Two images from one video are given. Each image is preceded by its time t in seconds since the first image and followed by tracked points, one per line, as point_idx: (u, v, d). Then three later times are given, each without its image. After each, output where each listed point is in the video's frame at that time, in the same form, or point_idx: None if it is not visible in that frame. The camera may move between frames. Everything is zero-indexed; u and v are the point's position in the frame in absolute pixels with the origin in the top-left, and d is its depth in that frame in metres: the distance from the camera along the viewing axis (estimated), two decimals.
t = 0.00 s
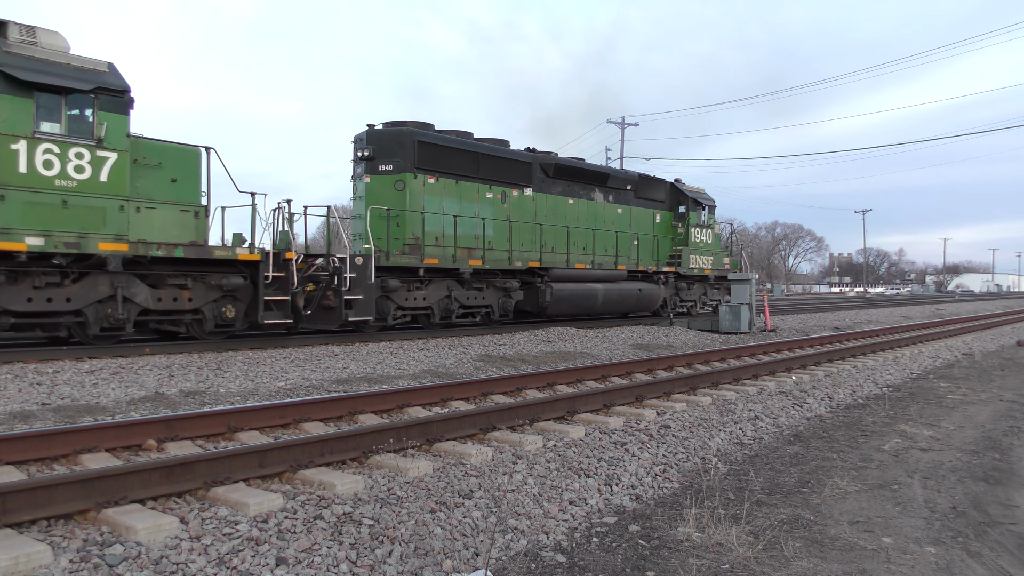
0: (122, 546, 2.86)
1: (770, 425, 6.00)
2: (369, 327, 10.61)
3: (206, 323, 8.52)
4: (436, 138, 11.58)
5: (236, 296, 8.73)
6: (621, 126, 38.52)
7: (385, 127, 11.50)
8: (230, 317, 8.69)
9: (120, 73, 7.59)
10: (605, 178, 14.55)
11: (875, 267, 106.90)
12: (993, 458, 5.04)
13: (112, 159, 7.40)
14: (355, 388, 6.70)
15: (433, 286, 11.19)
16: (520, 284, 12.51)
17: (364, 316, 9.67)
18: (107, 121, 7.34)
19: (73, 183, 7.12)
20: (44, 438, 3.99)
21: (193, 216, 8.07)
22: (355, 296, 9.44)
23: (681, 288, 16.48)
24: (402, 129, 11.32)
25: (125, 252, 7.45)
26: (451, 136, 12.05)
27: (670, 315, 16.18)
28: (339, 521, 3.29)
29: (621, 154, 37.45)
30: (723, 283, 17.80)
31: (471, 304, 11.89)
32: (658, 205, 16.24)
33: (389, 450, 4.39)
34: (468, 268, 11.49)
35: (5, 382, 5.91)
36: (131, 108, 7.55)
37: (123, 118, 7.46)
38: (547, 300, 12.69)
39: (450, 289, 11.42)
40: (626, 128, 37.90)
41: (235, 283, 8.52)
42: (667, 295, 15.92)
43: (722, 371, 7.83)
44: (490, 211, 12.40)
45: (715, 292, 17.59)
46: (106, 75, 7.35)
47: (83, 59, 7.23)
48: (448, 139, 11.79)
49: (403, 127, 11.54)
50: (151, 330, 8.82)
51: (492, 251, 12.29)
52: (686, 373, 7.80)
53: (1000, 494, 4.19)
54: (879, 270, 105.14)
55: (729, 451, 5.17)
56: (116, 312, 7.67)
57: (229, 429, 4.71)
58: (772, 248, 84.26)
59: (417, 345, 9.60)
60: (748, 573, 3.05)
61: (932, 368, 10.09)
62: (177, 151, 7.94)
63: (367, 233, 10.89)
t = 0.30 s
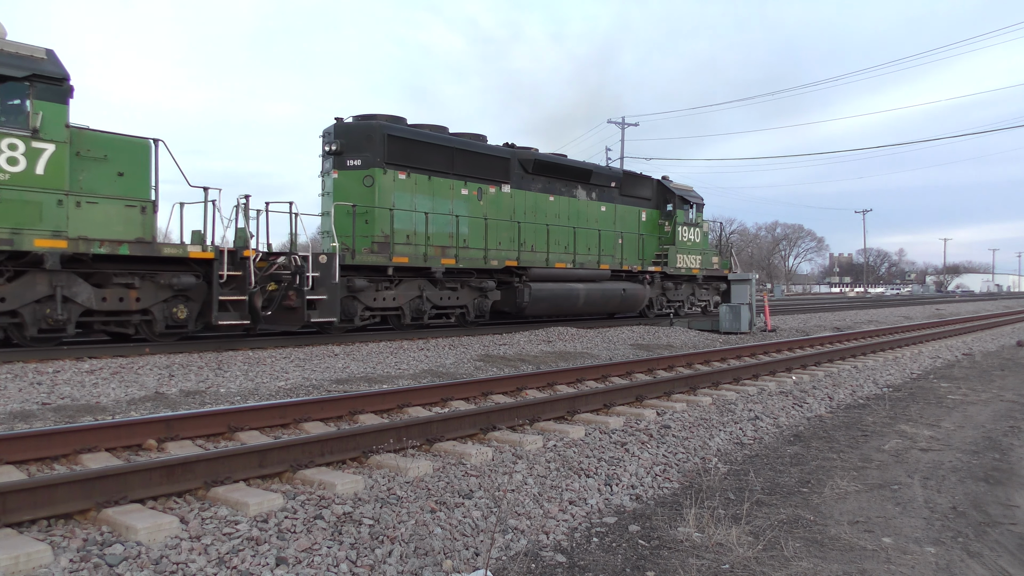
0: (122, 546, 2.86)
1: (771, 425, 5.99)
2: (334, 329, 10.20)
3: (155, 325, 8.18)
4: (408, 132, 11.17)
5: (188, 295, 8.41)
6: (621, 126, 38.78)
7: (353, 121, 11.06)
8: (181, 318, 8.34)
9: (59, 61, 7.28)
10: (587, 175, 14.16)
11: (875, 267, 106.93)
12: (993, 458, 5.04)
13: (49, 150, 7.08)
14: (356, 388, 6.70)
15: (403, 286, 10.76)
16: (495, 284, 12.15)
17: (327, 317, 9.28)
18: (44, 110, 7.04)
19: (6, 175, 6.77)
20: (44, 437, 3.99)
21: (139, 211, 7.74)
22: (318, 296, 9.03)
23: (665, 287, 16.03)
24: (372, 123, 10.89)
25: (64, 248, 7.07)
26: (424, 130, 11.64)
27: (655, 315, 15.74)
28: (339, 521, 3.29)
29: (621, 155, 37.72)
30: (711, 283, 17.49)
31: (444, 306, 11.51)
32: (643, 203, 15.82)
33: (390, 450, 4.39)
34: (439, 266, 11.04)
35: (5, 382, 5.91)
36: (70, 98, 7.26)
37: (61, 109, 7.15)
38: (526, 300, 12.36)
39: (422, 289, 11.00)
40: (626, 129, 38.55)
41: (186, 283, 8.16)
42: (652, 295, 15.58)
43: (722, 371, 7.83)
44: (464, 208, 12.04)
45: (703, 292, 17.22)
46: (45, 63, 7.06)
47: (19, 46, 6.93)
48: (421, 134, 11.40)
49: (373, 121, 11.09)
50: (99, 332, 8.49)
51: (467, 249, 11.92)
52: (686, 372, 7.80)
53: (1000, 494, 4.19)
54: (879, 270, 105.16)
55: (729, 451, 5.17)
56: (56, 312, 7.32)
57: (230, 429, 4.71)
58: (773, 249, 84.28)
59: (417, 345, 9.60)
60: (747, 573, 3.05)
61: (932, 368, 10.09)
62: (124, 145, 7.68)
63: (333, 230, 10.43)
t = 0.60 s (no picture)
0: (122, 546, 2.86)
1: (770, 425, 5.99)
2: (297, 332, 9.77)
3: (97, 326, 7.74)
4: (376, 125, 10.73)
5: (136, 295, 7.91)
6: (621, 126, 38.91)
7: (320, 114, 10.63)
8: (127, 320, 7.89)
9: None
10: (568, 171, 13.71)
11: (875, 267, 106.97)
12: (994, 458, 5.04)
13: None
14: (356, 388, 6.69)
15: (370, 286, 10.30)
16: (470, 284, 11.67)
17: (288, 318, 8.86)
18: None
19: None
20: (44, 437, 3.99)
21: (79, 206, 7.38)
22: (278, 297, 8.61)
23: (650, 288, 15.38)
24: (338, 115, 10.46)
25: None
26: (395, 123, 11.20)
27: (638, 317, 15.11)
28: (339, 521, 3.29)
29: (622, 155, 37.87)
30: (700, 283, 16.77)
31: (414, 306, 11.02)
32: (627, 200, 15.35)
33: (389, 450, 4.39)
34: (408, 265, 10.53)
35: (5, 382, 5.91)
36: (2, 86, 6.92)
37: None
38: (501, 300, 11.89)
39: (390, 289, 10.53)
40: (626, 129, 38.79)
41: (132, 281, 7.71)
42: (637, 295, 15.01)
43: (722, 371, 7.82)
44: (438, 205, 11.60)
45: (691, 292, 16.51)
46: None
47: None
48: (391, 128, 10.95)
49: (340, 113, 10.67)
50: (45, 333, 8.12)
51: (440, 247, 11.41)
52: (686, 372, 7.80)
53: (1000, 494, 4.19)
54: (879, 270, 105.21)
55: (729, 451, 5.17)
56: None
57: (230, 429, 4.71)
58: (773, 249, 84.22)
59: (417, 345, 9.59)
60: (748, 573, 3.05)
61: (932, 368, 10.09)
62: (64, 136, 7.35)
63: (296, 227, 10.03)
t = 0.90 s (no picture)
0: (123, 546, 2.86)
1: (771, 425, 5.99)
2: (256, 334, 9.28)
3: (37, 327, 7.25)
4: (342, 118, 10.14)
5: (77, 295, 7.39)
6: (622, 126, 38.95)
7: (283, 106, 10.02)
8: (69, 321, 7.38)
9: None
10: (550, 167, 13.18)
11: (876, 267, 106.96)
12: (994, 458, 5.04)
13: None
14: (356, 388, 6.69)
15: (335, 286, 9.81)
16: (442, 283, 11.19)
17: (245, 320, 8.41)
18: None
19: None
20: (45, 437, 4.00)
21: (14, 200, 6.92)
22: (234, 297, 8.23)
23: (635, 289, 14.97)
24: (302, 107, 9.86)
25: None
26: (364, 116, 10.62)
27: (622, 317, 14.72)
28: (339, 520, 3.29)
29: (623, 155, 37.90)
30: (687, 283, 16.31)
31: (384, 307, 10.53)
32: (612, 198, 14.86)
33: (389, 450, 4.38)
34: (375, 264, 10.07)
35: (6, 382, 5.90)
36: None
37: None
38: (477, 300, 11.41)
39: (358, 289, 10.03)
40: (627, 128, 38.77)
41: (73, 281, 7.18)
42: (620, 295, 14.61)
43: (722, 371, 7.82)
44: (410, 202, 11.02)
45: (679, 292, 16.08)
46: None
47: None
48: (358, 120, 10.36)
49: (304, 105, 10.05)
50: None
51: (411, 246, 10.92)
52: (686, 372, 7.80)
53: (1001, 494, 4.19)
54: (880, 270, 105.20)
55: (730, 451, 5.17)
56: None
57: (230, 429, 4.72)
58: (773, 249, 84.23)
59: (417, 345, 9.60)
60: (748, 573, 3.05)
61: (933, 368, 10.09)
62: None
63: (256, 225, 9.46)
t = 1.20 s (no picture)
0: (124, 545, 2.86)
1: (772, 425, 5.99)
2: (213, 335, 8.93)
3: None
4: (304, 110, 9.79)
5: (13, 295, 6.93)
6: (623, 125, 39.07)
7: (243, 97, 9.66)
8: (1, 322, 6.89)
9: None
10: (528, 163, 12.90)
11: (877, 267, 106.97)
12: (995, 458, 5.04)
13: None
14: (357, 388, 6.69)
15: (297, 285, 9.46)
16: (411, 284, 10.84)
17: (197, 320, 8.03)
18: None
19: None
20: (46, 436, 4.00)
21: None
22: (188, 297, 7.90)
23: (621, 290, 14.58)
24: (262, 99, 9.51)
25: None
26: (329, 109, 10.28)
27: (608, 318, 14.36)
28: (340, 520, 3.29)
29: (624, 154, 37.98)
30: (675, 282, 15.88)
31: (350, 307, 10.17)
32: (597, 194, 14.58)
33: (390, 450, 4.38)
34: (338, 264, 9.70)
35: (7, 382, 5.90)
36: None
37: None
38: (450, 300, 11.07)
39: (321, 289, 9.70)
40: (628, 129, 38.85)
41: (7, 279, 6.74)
42: (604, 295, 14.17)
43: (723, 371, 7.82)
44: (378, 197, 10.71)
45: (666, 292, 15.60)
46: None
47: None
48: (323, 113, 10.03)
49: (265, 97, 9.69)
50: None
51: (380, 244, 10.54)
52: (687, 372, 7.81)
53: (1002, 494, 4.19)
54: (880, 270, 105.22)
55: (731, 451, 5.17)
56: None
57: (231, 429, 4.72)
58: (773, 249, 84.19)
59: (418, 345, 9.59)
60: (748, 573, 3.05)
61: (934, 368, 10.10)
62: None
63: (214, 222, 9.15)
